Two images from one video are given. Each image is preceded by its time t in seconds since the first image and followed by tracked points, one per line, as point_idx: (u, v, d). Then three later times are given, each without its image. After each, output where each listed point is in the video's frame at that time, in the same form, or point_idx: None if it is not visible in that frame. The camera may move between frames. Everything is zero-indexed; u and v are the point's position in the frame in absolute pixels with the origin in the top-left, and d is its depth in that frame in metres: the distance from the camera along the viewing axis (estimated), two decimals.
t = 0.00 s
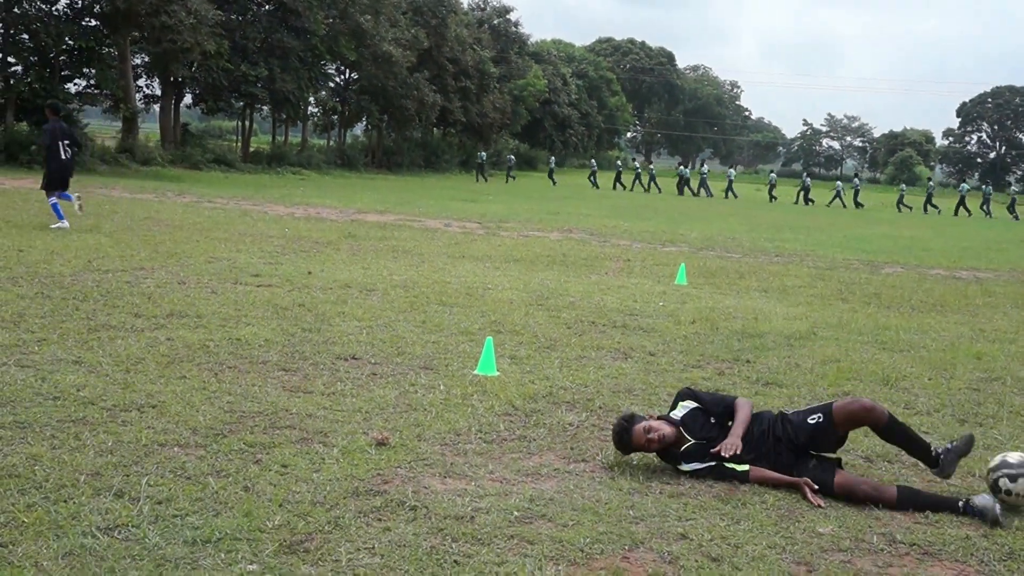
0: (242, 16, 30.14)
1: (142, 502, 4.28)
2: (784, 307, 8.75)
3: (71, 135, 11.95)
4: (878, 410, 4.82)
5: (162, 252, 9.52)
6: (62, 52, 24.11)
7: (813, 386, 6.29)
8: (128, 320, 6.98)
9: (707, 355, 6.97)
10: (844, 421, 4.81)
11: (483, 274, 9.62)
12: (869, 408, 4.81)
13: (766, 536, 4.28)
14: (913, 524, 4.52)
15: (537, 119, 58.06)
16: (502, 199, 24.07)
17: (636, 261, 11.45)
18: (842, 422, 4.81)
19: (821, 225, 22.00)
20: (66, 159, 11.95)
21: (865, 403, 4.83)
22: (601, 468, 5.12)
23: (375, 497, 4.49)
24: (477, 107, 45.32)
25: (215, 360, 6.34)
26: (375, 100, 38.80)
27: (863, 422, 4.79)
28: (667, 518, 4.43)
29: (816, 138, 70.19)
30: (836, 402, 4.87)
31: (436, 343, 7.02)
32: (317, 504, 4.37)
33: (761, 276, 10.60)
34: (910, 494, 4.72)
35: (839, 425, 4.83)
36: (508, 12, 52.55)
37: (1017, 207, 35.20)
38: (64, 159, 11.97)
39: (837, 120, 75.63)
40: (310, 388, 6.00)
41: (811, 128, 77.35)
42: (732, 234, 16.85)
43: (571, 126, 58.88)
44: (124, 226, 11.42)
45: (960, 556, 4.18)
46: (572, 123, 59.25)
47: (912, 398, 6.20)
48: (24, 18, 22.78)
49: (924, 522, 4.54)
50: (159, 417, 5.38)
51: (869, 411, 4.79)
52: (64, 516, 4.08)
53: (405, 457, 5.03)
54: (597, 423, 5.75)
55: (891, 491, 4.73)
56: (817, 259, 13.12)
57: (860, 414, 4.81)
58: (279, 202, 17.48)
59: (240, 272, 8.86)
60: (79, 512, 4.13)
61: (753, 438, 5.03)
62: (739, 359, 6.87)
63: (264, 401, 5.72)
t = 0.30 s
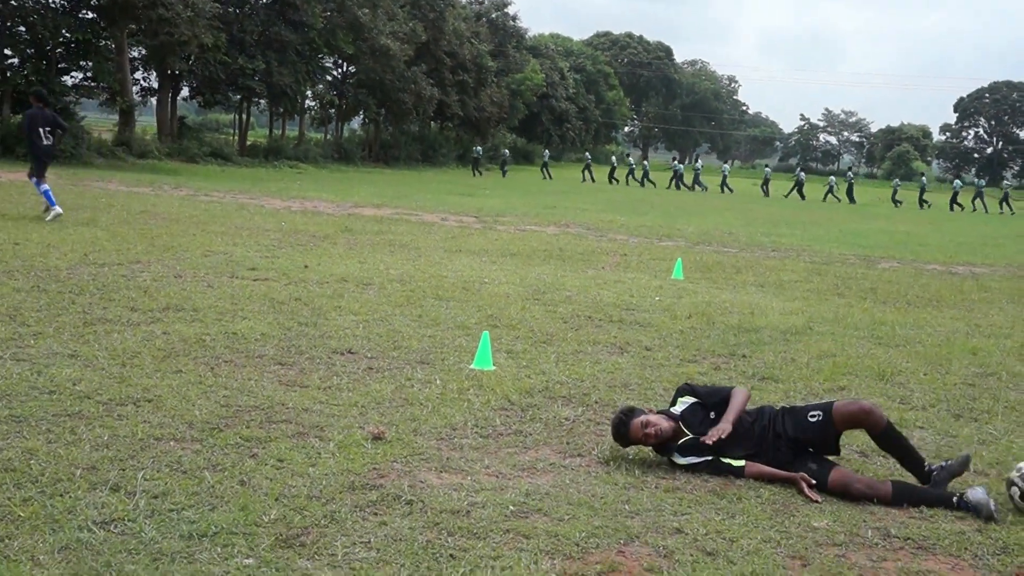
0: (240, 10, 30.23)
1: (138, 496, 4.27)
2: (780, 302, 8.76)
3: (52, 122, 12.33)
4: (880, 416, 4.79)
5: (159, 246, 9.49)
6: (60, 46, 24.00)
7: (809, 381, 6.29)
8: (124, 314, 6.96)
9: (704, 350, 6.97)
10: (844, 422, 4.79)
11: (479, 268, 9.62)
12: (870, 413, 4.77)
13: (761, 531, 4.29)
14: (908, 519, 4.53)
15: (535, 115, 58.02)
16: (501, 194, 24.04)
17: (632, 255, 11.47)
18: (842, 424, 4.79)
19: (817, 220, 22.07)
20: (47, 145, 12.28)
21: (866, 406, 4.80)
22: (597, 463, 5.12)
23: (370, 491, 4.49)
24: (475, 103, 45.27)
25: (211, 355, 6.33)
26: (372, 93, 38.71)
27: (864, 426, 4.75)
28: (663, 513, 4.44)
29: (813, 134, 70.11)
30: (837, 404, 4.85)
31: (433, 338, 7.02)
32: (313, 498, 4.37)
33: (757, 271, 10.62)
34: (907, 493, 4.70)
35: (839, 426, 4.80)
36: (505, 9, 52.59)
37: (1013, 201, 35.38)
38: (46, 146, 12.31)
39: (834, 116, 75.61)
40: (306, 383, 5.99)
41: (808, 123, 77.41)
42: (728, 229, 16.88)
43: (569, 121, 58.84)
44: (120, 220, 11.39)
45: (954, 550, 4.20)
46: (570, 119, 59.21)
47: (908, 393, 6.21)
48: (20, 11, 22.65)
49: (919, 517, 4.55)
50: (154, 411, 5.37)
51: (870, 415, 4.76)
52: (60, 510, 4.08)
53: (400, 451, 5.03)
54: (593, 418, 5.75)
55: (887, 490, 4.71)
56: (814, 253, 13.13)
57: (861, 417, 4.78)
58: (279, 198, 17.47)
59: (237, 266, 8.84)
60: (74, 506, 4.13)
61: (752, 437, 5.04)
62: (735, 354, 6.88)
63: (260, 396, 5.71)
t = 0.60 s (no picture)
0: (240, 9, 30.21)
1: (145, 486, 4.43)
2: (768, 295, 8.95)
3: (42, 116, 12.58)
4: (864, 412, 4.97)
5: (162, 242, 9.63)
6: (63, 44, 23.94)
7: (796, 373, 6.47)
8: (128, 309, 7.10)
9: (694, 342, 7.15)
10: (830, 418, 4.98)
11: (474, 263, 9.78)
12: (855, 409, 4.95)
13: (749, 518, 4.47)
14: (889, 506, 4.72)
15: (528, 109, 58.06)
16: (496, 191, 24.15)
17: (624, 251, 11.63)
18: (828, 419, 4.97)
19: (806, 217, 22.26)
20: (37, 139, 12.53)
21: (851, 402, 4.98)
22: (590, 452, 5.30)
23: (369, 481, 4.65)
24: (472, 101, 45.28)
25: (213, 349, 6.48)
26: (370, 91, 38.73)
27: (849, 422, 4.93)
28: (654, 501, 4.61)
29: (800, 131, 70.50)
30: (824, 400, 5.03)
31: (430, 331, 7.19)
32: (314, 487, 4.53)
33: (746, 265, 10.81)
34: (889, 482, 4.90)
35: (825, 420, 4.98)
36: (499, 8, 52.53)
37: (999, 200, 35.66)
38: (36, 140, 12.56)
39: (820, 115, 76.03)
40: (306, 376, 6.15)
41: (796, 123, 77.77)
42: (718, 225, 17.06)
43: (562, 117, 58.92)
44: (122, 216, 11.49)
45: (934, 536, 4.38)
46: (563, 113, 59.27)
47: (891, 384, 6.41)
48: (25, 11, 22.46)
49: (900, 504, 4.75)
50: (159, 403, 5.52)
51: (855, 412, 4.94)
52: (69, 499, 4.23)
53: (399, 442, 5.20)
54: (586, 409, 5.92)
55: (870, 480, 4.90)
56: (802, 248, 13.33)
57: (846, 413, 4.96)
58: (279, 194, 17.63)
59: (239, 262, 8.97)
60: (82, 496, 4.28)
61: (740, 428, 5.22)
62: (724, 346, 7.06)
63: (262, 389, 5.86)
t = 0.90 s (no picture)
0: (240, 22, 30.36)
1: (148, 479, 4.68)
2: (748, 297, 9.24)
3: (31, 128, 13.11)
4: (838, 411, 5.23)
5: (164, 245, 9.88)
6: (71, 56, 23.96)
7: (774, 371, 6.75)
8: (132, 309, 7.35)
9: (678, 342, 7.43)
10: (806, 416, 5.23)
11: (464, 266, 10.05)
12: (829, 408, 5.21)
13: (728, 510, 4.72)
14: (862, 498, 4.99)
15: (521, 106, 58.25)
16: (485, 196, 24.44)
17: (610, 254, 11.91)
18: (804, 417, 5.23)
19: (787, 222, 22.59)
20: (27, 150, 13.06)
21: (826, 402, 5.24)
22: (576, 447, 5.56)
23: (365, 475, 4.91)
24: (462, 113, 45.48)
25: (214, 347, 6.72)
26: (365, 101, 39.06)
27: (823, 421, 5.19)
28: (637, 493, 4.88)
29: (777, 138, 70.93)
30: (800, 398, 5.28)
31: (423, 331, 7.44)
32: (311, 481, 4.79)
33: (729, 268, 11.11)
34: (861, 475, 5.17)
35: (800, 418, 5.24)
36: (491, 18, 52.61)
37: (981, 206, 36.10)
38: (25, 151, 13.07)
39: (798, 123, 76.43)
40: (303, 373, 6.40)
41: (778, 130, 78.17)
42: (700, 230, 17.37)
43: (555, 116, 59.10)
44: (123, 221, 11.73)
45: (906, 526, 4.62)
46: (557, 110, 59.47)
47: (865, 381, 6.69)
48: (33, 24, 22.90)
49: (873, 496, 5.01)
50: (163, 399, 5.77)
51: (829, 411, 5.20)
52: (74, 492, 4.46)
53: (392, 437, 5.45)
54: (572, 406, 6.19)
55: (843, 473, 5.18)
56: (781, 253, 13.63)
57: (821, 412, 5.22)
58: (281, 198, 18.05)
59: (238, 264, 9.23)
60: (88, 488, 4.52)
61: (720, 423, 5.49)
62: (706, 345, 7.34)
63: (260, 386, 6.12)
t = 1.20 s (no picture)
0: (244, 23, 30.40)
1: (154, 473, 4.76)
2: (747, 294, 9.29)
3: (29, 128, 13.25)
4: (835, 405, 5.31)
5: (169, 242, 9.97)
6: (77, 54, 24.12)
7: (773, 367, 6.81)
8: (138, 305, 7.43)
9: (679, 338, 7.49)
10: (803, 410, 5.31)
11: (465, 263, 10.13)
12: (826, 402, 5.29)
13: (728, 505, 4.78)
14: (861, 493, 5.04)
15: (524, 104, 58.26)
16: (486, 194, 24.50)
17: (611, 251, 11.97)
18: (801, 411, 5.31)
19: (785, 220, 22.62)
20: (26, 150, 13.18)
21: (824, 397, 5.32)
22: (576, 442, 5.63)
23: (368, 469, 4.99)
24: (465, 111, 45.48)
25: (220, 343, 6.81)
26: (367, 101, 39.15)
27: (821, 414, 5.26)
28: (638, 488, 4.95)
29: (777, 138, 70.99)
30: (798, 393, 5.36)
31: (426, 327, 7.52)
32: (315, 475, 4.87)
33: (729, 265, 11.16)
34: (859, 470, 5.22)
35: (798, 412, 5.32)
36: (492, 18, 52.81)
37: (981, 205, 36.18)
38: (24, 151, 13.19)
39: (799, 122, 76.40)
40: (307, 369, 6.49)
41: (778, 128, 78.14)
42: (700, 228, 17.40)
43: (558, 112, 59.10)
44: (128, 219, 11.82)
45: (905, 521, 4.66)
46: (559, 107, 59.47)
47: (862, 378, 6.75)
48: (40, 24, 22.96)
49: (871, 491, 5.07)
50: (169, 395, 5.85)
51: (827, 406, 5.27)
52: (81, 486, 4.54)
53: (396, 432, 5.53)
54: (573, 402, 6.25)
55: (841, 467, 5.23)
56: (780, 251, 13.68)
57: (819, 406, 5.29)
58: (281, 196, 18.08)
59: (242, 261, 9.30)
60: (94, 482, 4.61)
61: (718, 418, 5.56)
62: (706, 342, 7.40)
63: (265, 381, 6.20)
